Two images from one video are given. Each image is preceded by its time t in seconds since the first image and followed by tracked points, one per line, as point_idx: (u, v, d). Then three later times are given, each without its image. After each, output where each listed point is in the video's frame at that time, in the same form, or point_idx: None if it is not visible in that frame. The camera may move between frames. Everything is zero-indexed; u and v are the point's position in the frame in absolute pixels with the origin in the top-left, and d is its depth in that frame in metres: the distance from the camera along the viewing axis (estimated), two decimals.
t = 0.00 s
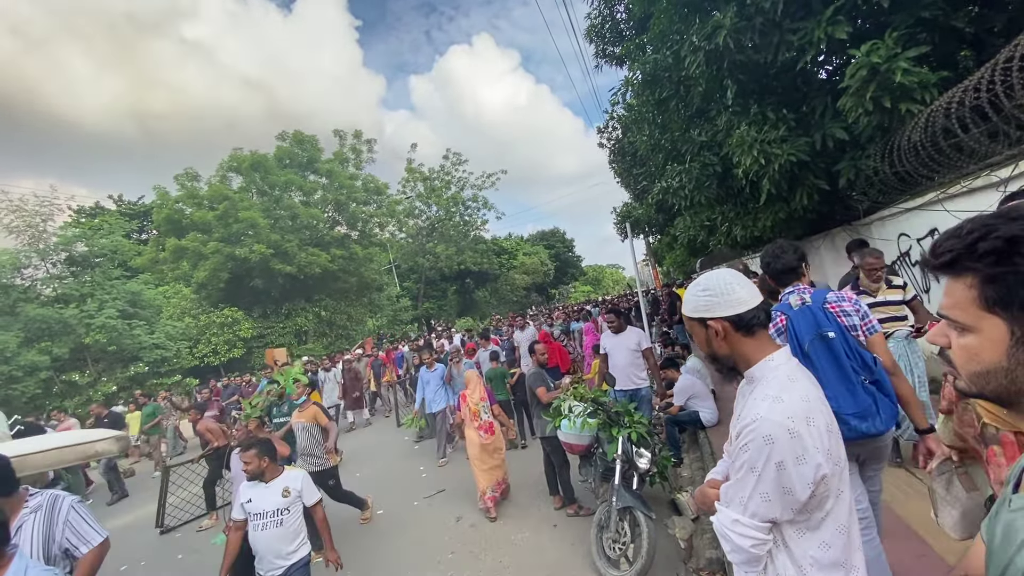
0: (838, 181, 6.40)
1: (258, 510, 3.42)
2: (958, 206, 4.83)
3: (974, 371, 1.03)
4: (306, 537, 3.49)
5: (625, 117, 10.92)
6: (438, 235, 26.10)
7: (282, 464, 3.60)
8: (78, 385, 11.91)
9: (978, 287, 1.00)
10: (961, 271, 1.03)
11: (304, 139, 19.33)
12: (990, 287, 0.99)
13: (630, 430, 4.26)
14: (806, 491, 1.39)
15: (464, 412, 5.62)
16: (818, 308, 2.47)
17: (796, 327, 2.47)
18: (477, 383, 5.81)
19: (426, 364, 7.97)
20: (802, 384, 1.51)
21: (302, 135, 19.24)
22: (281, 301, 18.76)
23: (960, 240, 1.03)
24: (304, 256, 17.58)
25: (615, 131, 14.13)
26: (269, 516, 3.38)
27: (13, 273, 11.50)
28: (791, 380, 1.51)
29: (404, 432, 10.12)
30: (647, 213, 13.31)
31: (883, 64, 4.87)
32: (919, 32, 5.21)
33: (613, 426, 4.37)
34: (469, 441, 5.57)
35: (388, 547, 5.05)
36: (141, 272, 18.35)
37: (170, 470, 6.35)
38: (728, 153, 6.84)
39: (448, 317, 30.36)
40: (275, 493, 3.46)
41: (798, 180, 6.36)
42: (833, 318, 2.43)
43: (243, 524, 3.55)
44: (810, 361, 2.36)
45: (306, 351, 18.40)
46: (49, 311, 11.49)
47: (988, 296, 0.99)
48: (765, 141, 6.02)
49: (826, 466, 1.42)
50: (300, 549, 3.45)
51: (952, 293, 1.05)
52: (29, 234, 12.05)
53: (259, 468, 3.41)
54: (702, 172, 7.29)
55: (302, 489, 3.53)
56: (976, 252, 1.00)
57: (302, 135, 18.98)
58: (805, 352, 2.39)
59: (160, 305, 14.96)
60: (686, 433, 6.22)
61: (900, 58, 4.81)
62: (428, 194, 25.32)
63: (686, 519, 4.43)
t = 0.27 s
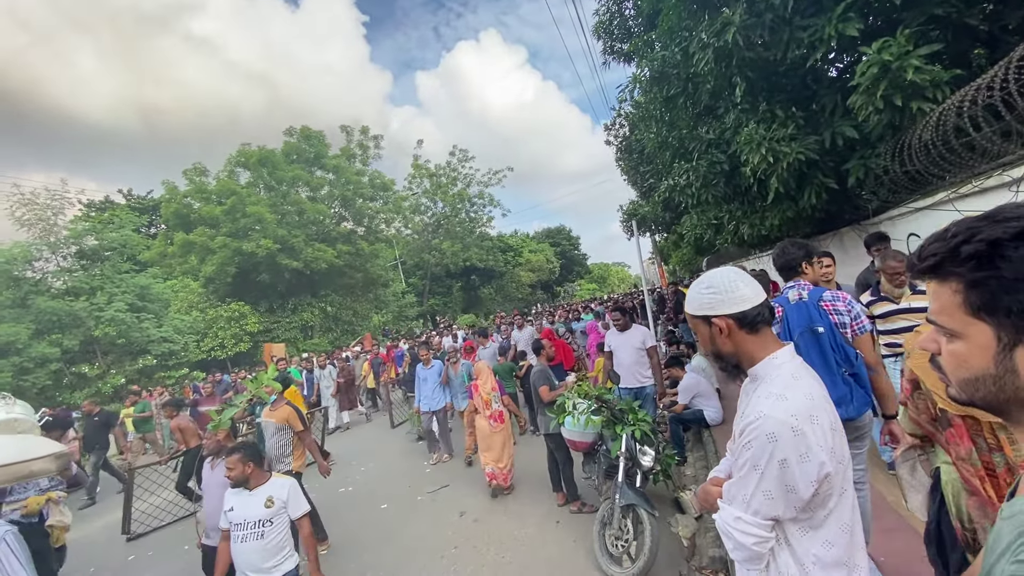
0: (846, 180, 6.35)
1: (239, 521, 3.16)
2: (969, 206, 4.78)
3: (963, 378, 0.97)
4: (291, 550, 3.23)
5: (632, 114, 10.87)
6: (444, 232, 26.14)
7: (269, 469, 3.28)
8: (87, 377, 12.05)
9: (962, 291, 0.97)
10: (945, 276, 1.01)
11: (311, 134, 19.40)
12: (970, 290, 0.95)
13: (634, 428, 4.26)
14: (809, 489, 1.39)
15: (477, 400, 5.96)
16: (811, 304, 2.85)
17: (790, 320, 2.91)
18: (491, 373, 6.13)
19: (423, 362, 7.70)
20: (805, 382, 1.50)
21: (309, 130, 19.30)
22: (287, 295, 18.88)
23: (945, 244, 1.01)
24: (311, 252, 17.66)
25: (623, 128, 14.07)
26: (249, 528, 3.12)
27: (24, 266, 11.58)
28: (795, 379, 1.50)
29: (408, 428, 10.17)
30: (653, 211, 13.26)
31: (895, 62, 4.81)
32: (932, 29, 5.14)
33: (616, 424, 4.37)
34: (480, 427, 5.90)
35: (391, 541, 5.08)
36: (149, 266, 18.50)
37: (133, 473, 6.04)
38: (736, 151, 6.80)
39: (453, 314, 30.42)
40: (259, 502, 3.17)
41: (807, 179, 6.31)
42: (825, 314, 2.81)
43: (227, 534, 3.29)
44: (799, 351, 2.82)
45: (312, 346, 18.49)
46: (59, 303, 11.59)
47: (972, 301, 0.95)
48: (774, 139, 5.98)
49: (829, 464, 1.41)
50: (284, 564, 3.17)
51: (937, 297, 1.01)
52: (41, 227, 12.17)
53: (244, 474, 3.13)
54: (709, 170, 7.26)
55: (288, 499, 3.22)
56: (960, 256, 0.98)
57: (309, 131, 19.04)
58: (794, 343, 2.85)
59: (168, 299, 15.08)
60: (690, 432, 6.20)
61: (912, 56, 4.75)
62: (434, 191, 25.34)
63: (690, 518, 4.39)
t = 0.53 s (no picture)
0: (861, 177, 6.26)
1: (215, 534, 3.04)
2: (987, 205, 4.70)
3: (955, 381, 0.92)
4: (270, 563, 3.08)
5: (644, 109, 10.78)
6: (453, 226, 26.19)
7: (246, 479, 3.14)
8: (103, 365, 12.26)
9: (949, 291, 0.94)
10: (933, 275, 0.98)
11: (323, 128, 19.49)
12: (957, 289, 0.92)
13: (640, 424, 4.25)
14: (813, 485, 1.38)
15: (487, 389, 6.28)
16: (806, 298, 3.23)
17: (786, 310, 3.31)
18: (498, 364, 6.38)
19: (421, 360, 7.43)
20: (811, 378, 1.49)
21: (321, 124, 19.40)
22: (298, 288, 19.06)
23: (931, 243, 0.99)
24: (321, 245, 17.80)
25: (634, 124, 13.98)
26: (225, 544, 2.99)
27: (45, 255, 11.66)
28: (800, 374, 1.49)
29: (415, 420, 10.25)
30: (663, 207, 13.18)
31: (914, 57, 4.72)
32: (953, 23, 5.04)
33: (623, 419, 4.37)
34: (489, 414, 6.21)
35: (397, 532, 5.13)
36: (162, 257, 18.72)
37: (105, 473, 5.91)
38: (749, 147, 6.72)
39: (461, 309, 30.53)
40: (235, 515, 3.04)
41: (820, 176, 6.23)
42: (819, 307, 3.17)
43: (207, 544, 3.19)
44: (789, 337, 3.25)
45: (321, 338, 18.66)
46: (77, 292, 11.76)
47: (958, 301, 0.92)
48: (787, 135, 5.90)
49: (833, 461, 1.40)
50: None
51: (929, 298, 0.98)
52: (59, 217, 12.36)
53: (218, 485, 3.00)
54: (721, 166, 7.19)
55: (265, 510, 3.07)
56: (945, 255, 0.95)
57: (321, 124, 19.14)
58: (786, 330, 3.27)
59: (181, 289, 15.27)
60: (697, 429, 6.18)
61: (931, 51, 4.65)
62: (444, 185, 25.38)
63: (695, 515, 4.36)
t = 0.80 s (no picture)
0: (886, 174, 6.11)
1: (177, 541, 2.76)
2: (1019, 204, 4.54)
3: (947, 388, 0.92)
4: None
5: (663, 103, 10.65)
6: (470, 221, 26.26)
7: (215, 483, 2.85)
8: (129, 352, 12.62)
9: (938, 297, 0.94)
10: (925, 280, 0.98)
11: (341, 121, 19.67)
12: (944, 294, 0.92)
13: (652, 421, 4.24)
14: (820, 485, 1.37)
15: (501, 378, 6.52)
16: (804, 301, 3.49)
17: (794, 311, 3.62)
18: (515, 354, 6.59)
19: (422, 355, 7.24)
20: (821, 378, 1.47)
21: (340, 118, 19.58)
22: (316, 280, 19.32)
23: (920, 246, 0.99)
24: (339, 237, 18.01)
25: (653, 118, 13.83)
26: (184, 554, 2.71)
27: (74, 244, 12.06)
28: (810, 374, 1.48)
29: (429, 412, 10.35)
30: (681, 203, 13.04)
31: (944, 50, 4.57)
32: (987, 15, 4.87)
33: (635, 416, 4.36)
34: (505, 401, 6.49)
35: (409, 522, 5.20)
36: (186, 248, 19.14)
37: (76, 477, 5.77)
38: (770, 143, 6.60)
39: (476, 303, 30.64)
40: (196, 523, 2.74)
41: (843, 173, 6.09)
42: (813, 309, 3.41)
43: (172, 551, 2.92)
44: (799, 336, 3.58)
45: (338, 330, 18.92)
46: (103, 281, 12.10)
47: (945, 307, 0.92)
48: (810, 130, 5.78)
49: (841, 461, 1.39)
50: None
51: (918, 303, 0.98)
52: (87, 207, 12.72)
53: (181, 487, 2.73)
54: (741, 162, 7.08)
55: (231, 520, 2.75)
56: (932, 259, 0.95)
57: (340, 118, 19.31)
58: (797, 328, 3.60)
59: (204, 280, 15.60)
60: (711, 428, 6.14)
61: (963, 43, 4.50)
62: (461, 179, 25.43)
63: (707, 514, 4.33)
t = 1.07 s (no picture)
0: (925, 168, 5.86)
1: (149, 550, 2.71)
2: None
3: (983, 395, 0.90)
4: None
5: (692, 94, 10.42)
6: (493, 214, 26.26)
7: (193, 490, 2.79)
8: (163, 339, 13.08)
9: (973, 299, 0.92)
10: (955, 283, 0.96)
11: (367, 114, 19.86)
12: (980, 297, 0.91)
13: (674, 417, 4.19)
14: (848, 487, 1.33)
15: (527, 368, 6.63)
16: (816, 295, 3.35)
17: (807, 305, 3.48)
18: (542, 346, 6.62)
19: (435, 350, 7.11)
20: (850, 377, 1.43)
21: (366, 111, 19.76)
22: (342, 271, 19.64)
23: (950, 246, 0.97)
24: (364, 230, 18.24)
25: (681, 110, 13.55)
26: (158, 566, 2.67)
27: (111, 235, 12.52)
28: (839, 372, 1.43)
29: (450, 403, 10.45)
30: (709, 197, 12.78)
31: (992, 37, 4.34)
32: None
33: (657, 412, 4.31)
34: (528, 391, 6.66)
35: (430, 511, 5.28)
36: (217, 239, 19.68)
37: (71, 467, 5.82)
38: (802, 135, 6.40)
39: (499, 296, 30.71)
40: (172, 534, 2.68)
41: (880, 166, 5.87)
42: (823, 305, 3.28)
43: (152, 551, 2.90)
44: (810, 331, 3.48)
45: (363, 321, 19.22)
46: (139, 270, 12.53)
47: (981, 310, 0.91)
48: (845, 122, 5.58)
49: (870, 463, 1.34)
50: None
51: (951, 305, 0.97)
52: (124, 198, 13.16)
53: (156, 494, 2.67)
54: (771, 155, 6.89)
55: (207, 533, 2.70)
56: (964, 259, 0.94)
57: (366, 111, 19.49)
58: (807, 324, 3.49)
59: (234, 270, 16.01)
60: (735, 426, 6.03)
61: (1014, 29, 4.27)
62: (485, 172, 25.43)
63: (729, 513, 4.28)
